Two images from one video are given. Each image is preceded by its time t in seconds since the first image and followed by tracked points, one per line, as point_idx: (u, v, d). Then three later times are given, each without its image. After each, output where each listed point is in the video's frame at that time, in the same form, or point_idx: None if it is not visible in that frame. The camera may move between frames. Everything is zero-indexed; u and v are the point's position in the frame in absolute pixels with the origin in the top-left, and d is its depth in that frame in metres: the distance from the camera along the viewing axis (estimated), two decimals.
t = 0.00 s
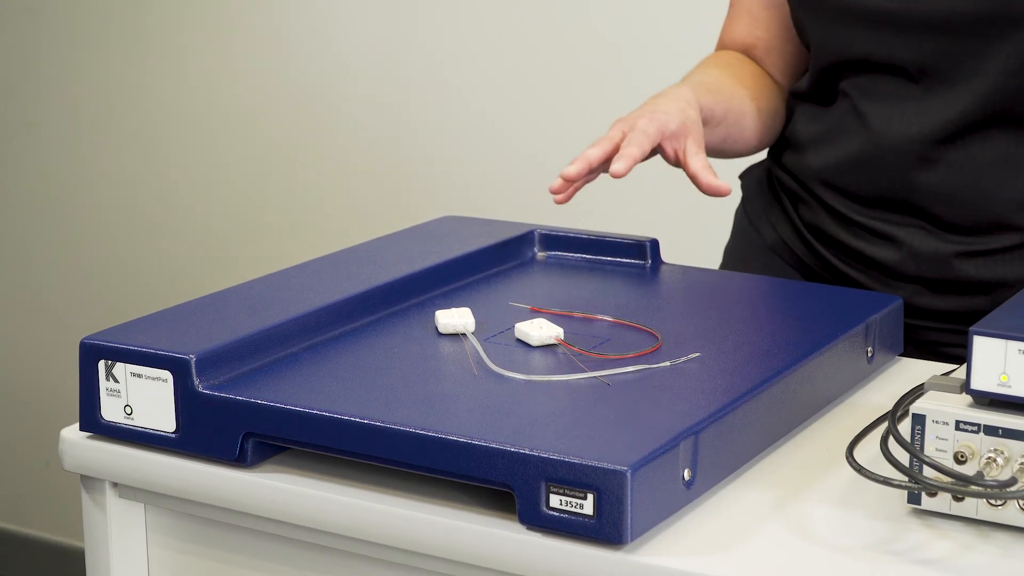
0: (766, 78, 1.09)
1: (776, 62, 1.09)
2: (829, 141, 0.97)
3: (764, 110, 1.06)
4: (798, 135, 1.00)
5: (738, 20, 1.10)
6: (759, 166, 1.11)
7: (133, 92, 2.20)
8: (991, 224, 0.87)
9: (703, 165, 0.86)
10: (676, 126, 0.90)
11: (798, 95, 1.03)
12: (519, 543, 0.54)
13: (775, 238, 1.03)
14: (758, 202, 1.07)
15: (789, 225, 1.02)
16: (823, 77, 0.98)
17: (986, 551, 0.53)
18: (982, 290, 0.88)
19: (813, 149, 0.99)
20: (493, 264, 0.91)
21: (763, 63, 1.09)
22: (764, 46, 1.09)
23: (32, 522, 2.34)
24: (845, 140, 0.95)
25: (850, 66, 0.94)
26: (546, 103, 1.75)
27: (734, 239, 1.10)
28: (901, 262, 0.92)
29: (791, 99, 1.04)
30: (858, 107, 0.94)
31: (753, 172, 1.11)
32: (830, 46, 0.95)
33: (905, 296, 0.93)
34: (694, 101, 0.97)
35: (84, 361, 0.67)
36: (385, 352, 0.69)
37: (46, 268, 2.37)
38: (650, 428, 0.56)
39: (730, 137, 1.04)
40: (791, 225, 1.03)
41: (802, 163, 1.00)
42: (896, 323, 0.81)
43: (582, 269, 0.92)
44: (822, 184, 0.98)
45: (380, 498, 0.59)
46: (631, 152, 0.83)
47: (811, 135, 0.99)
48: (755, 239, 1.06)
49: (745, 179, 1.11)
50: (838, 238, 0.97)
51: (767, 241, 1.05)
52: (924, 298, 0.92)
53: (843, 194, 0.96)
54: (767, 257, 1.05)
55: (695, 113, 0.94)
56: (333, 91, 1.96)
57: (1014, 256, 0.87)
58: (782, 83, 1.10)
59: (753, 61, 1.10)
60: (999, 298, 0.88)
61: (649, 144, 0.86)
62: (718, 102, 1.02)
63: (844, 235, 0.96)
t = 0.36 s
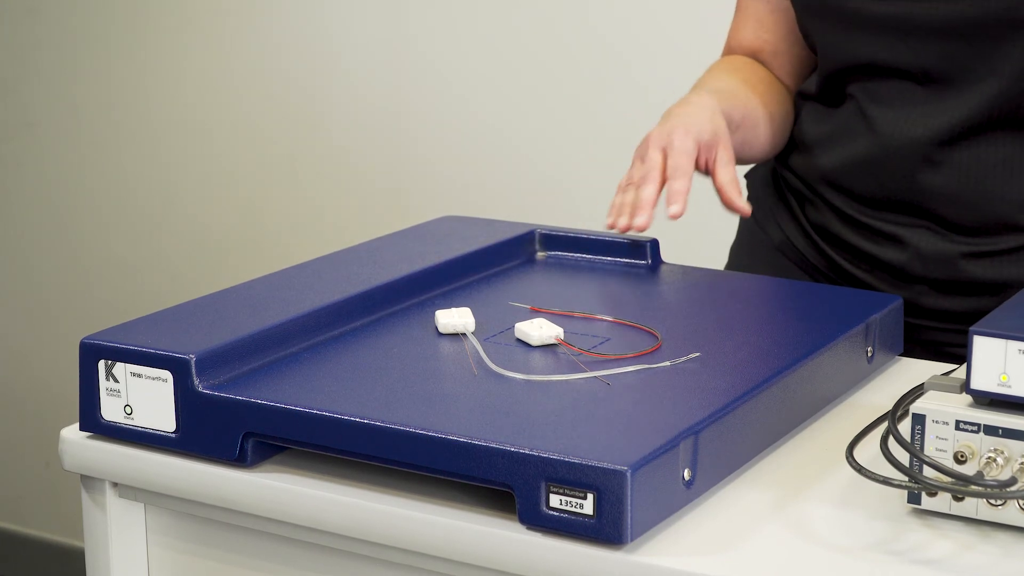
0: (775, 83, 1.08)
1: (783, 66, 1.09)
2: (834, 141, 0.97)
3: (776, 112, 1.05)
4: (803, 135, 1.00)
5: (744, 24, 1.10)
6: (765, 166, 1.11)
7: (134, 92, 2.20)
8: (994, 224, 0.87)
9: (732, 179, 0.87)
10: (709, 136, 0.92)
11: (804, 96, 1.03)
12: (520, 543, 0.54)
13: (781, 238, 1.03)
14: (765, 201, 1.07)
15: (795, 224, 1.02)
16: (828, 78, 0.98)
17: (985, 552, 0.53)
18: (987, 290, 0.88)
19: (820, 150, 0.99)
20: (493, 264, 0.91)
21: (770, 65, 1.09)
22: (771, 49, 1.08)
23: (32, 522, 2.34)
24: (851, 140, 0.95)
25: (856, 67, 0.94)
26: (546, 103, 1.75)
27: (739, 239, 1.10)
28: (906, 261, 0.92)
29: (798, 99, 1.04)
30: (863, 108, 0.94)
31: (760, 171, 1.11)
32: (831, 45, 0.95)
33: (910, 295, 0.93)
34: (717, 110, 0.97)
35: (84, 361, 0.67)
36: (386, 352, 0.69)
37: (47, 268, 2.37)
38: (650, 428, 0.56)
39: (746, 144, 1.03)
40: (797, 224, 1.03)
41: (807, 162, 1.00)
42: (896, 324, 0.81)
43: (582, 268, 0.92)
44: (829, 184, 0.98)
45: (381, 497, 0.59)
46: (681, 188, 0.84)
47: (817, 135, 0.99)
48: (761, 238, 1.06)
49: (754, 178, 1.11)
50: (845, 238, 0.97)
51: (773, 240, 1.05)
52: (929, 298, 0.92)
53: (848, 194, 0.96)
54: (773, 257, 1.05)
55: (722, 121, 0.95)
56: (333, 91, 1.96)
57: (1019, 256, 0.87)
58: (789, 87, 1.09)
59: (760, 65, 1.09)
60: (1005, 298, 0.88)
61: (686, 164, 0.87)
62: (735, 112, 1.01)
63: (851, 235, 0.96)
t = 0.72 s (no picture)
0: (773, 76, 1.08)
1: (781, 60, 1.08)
2: (835, 140, 0.97)
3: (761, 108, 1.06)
4: (805, 135, 1.00)
5: (743, 20, 1.10)
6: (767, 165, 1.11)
7: (134, 92, 2.20)
8: (995, 223, 0.87)
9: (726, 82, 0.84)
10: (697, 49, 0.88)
11: (804, 96, 1.03)
12: (520, 543, 0.54)
13: (782, 237, 1.04)
14: (766, 200, 1.07)
15: (796, 224, 1.02)
16: (828, 78, 0.98)
17: (985, 552, 0.53)
18: (988, 289, 0.88)
19: (822, 150, 0.99)
20: (494, 263, 0.91)
21: (769, 61, 1.08)
22: (769, 45, 1.08)
23: (32, 522, 2.34)
24: (851, 140, 0.95)
25: (856, 67, 0.94)
26: (546, 103, 1.75)
27: (741, 239, 1.10)
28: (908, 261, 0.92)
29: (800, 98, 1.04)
30: (863, 109, 0.94)
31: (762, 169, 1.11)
32: (832, 45, 0.95)
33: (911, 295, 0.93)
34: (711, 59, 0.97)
35: (84, 361, 0.67)
36: (385, 352, 0.69)
37: (47, 268, 2.37)
38: (650, 428, 0.55)
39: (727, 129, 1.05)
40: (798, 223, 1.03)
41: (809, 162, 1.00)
42: (896, 323, 0.81)
43: (582, 268, 0.92)
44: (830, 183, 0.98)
45: (383, 498, 0.59)
46: (689, 79, 0.81)
47: (818, 135, 0.99)
48: (762, 238, 1.06)
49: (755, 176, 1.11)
50: (846, 237, 0.97)
51: (774, 240, 1.05)
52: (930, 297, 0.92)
53: (849, 194, 0.96)
54: (774, 256, 1.05)
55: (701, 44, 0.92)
56: (333, 91, 1.96)
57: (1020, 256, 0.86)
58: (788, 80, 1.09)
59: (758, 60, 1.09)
60: (1006, 297, 0.87)
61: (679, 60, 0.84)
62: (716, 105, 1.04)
63: (853, 235, 0.96)
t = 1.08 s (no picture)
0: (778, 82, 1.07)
1: (784, 64, 1.08)
2: (834, 140, 0.97)
3: (777, 109, 1.04)
4: (805, 134, 1.00)
5: (746, 23, 1.09)
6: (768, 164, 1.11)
7: (134, 91, 2.20)
8: (994, 223, 0.87)
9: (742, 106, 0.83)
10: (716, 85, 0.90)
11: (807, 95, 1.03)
12: (519, 543, 0.54)
13: (782, 236, 1.04)
14: (767, 198, 1.07)
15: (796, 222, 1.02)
16: (830, 77, 0.98)
17: (985, 551, 0.53)
18: (986, 289, 0.88)
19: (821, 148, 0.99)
20: (493, 263, 0.91)
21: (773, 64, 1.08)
22: (773, 48, 1.08)
23: (32, 522, 2.34)
24: (851, 139, 0.95)
25: (857, 67, 0.94)
26: (546, 103, 1.75)
27: (742, 239, 1.10)
28: (906, 260, 0.92)
29: (800, 97, 1.04)
30: (863, 108, 0.93)
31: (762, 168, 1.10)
32: (832, 45, 0.95)
33: (910, 294, 0.93)
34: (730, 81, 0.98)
35: (84, 361, 0.67)
36: (385, 352, 0.68)
37: (46, 268, 2.37)
38: (650, 428, 0.55)
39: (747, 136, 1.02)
40: (799, 221, 1.03)
41: (809, 160, 1.00)
42: (896, 323, 0.81)
43: (582, 268, 0.92)
44: (829, 182, 0.98)
45: (383, 498, 0.59)
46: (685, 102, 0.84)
47: (818, 134, 0.99)
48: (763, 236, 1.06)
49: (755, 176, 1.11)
50: (845, 236, 0.97)
51: (774, 238, 1.05)
52: (928, 296, 0.92)
53: (849, 193, 0.96)
54: (774, 254, 1.05)
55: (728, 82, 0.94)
56: (333, 91, 1.96)
57: (1020, 255, 0.86)
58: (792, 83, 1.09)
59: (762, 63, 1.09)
60: (1005, 297, 0.87)
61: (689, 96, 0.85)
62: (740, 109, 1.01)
63: (852, 234, 0.96)
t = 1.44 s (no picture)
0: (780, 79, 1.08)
1: (788, 60, 1.09)
2: (837, 138, 0.97)
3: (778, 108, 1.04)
4: (808, 132, 1.00)
5: (751, 18, 1.10)
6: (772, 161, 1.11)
7: (133, 92, 2.20)
8: (999, 219, 0.87)
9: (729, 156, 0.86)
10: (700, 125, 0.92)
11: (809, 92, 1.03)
12: (520, 542, 0.54)
13: (787, 233, 1.04)
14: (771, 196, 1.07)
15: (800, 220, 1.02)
16: (833, 76, 0.98)
17: (985, 552, 0.53)
18: (992, 286, 0.88)
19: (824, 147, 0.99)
20: (493, 263, 0.91)
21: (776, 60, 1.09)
22: (777, 44, 1.08)
23: (32, 522, 2.34)
24: (854, 137, 0.95)
25: (860, 65, 0.94)
26: (546, 102, 1.75)
27: (746, 237, 1.10)
28: (910, 257, 0.92)
29: (805, 94, 1.04)
30: (867, 106, 0.93)
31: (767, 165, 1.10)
32: (833, 45, 0.95)
33: (913, 291, 0.93)
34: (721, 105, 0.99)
35: (84, 361, 0.67)
36: (385, 352, 0.68)
37: (46, 266, 2.37)
38: (650, 428, 0.55)
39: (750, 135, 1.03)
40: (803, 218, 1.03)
41: (812, 159, 1.00)
42: (896, 323, 0.81)
43: (583, 268, 0.92)
44: (832, 180, 0.98)
45: (383, 498, 0.59)
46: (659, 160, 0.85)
47: (822, 132, 0.99)
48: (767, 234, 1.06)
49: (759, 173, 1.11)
50: (849, 234, 0.97)
51: (779, 236, 1.05)
52: (932, 293, 0.92)
53: (851, 191, 0.96)
54: (778, 252, 1.05)
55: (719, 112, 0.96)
56: (333, 91, 1.96)
57: None
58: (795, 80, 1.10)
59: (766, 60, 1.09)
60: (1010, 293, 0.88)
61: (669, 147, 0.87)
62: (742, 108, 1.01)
63: (856, 231, 0.96)
